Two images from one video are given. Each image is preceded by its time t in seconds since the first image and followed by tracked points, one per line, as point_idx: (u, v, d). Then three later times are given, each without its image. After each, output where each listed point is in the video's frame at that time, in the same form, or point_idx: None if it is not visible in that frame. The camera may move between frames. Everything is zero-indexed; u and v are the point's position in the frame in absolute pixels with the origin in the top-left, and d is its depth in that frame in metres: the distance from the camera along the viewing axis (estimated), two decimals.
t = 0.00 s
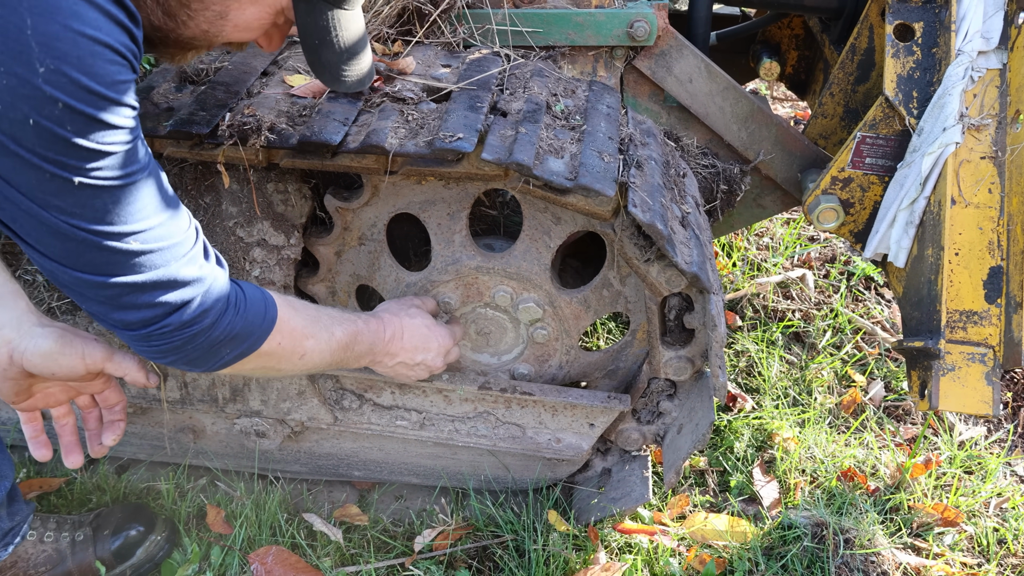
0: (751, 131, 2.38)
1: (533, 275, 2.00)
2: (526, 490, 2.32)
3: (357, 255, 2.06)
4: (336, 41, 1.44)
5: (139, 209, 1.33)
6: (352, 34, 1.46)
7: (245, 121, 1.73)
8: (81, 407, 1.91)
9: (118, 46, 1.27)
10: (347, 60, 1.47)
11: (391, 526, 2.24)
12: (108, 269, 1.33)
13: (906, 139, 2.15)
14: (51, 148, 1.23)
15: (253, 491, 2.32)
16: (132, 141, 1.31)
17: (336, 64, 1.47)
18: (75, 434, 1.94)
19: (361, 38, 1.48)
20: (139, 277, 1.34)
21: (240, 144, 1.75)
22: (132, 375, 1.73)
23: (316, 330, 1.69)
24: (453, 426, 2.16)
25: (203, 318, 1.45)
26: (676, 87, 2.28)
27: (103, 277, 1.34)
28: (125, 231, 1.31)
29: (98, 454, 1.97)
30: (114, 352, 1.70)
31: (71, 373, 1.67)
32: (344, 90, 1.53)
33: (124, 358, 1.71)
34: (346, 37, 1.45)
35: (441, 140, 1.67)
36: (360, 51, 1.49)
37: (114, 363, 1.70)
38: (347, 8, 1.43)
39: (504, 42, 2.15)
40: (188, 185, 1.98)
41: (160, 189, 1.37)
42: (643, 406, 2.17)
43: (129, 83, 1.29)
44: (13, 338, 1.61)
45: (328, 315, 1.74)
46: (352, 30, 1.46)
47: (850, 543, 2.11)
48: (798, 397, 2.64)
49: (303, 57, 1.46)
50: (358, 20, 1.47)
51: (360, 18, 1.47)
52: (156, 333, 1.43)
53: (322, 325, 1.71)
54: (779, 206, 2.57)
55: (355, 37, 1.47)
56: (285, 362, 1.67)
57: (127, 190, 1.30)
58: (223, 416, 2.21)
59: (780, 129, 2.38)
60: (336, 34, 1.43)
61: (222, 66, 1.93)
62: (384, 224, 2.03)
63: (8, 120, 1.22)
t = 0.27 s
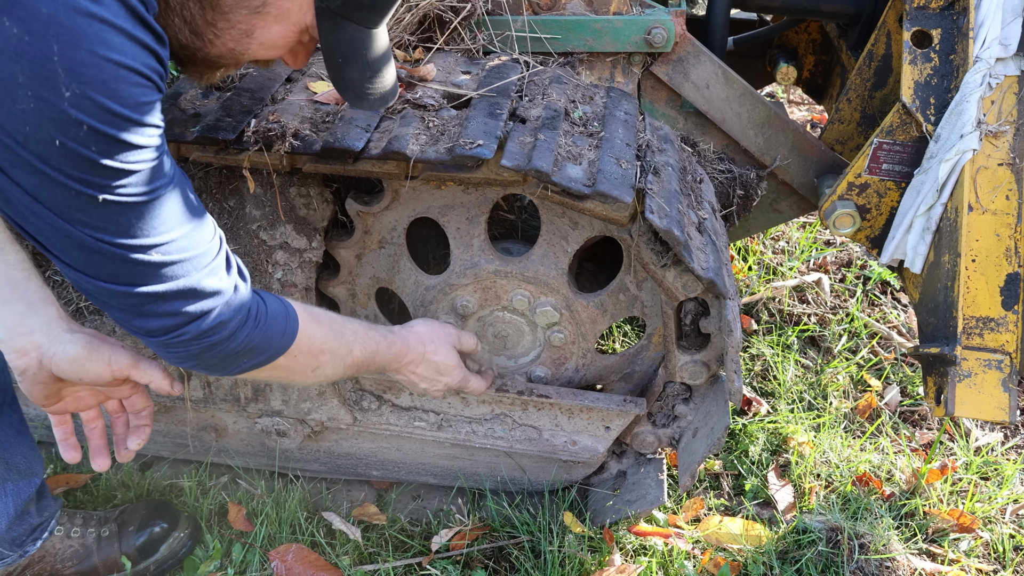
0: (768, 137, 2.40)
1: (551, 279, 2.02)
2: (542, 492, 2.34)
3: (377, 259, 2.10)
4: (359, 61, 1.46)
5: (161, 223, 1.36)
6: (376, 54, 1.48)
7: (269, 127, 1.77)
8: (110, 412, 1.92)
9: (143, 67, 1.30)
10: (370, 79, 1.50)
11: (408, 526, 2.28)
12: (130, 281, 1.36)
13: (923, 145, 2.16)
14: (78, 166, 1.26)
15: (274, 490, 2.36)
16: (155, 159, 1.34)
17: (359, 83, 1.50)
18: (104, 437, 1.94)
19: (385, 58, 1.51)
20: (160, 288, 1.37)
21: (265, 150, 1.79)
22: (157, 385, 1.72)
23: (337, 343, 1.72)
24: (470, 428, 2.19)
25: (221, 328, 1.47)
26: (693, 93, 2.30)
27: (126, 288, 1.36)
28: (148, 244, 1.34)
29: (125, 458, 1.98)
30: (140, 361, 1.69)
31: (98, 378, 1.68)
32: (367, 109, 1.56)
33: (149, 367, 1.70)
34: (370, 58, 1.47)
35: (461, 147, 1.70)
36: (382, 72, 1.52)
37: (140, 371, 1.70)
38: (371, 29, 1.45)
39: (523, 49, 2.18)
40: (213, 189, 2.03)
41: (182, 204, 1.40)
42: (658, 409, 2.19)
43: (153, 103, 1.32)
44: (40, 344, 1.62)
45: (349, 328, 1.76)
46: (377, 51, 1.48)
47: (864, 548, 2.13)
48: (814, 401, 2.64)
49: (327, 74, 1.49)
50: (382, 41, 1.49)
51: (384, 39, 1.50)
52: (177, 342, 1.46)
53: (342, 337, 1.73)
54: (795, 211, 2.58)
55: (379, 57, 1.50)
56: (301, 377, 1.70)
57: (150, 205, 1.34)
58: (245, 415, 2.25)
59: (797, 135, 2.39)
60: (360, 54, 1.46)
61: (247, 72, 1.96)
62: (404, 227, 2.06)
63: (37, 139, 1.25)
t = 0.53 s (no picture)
0: (778, 156, 2.46)
1: (565, 294, 2.09)
2: (555, 501, 2.41)
3: (398, 272, 2.18)
4: (388, 94, 1.55)
5: (196, 249, 1.42)
6: (405, 88, 1.57)
7: (298, 148, 1.85)
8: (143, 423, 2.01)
9: (185, 106, 1.35)
10: (399, 110, 1.59)
11: (425, 532, 2.34)
12: (167, 303, 1.43)
13: (929, 165, 2.21)
14: (121, 199, 1.32)
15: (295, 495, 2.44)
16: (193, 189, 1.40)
17: (389, 114, 1.59)
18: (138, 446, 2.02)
19: (413, 90, 1.60)
20: (195, 309, 1.44)
21: (293, 169, 1.88)
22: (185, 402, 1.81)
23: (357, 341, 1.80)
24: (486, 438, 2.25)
25: (250, 346, 1.54)
26: (705, 113, 2.37)
27: (162, 310, 1.43)
28: (183, 270, 1.40)
29: (155, 467, 2.07)
30: (172, 379, 1.78)
31: (131, 391, 1.76)
32: (397, 135, 1.66)
33: (180, 386, 1.79)
34: (398, 91, 1.55)
35: (480, 167, 1.78)
36: (411, 103, 1.61)
37: (170, 388, 1.79)
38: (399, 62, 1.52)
39: (540, 70, 2.26)
40: (242, 204, 2.12)
41: (215, 230, 1.46)
42: (669, 421, 2.25)
43: (194, 139, 1.37)
44: (80, 357, 1.69)
45: (366, 329, 1.84)
46: (405, 83, 1.56)
47: (870, 560, 2.17)
48: (823, 414, 2.69)
49: (358, 103, 1.58)
50: (411, 74, 1.57)
51: (412, 71, 1.57)
52: (208, 357, 1.52)
53: (360, 338, 1.81)
54: (805, 228, 2.64)
55: (408, 90, 1.58)
56: (328, 380, 1.77)
57: (188, 233, 1.40)
58: (269, 423, 2.33)
59: (806, 154, 2.45)
60: (388, 87, 1.54)
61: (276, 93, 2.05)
62: (424, 243, 2.14)
63: (84, 174, 1.31)
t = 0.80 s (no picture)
0: (774, 205, 2.60)
1: (567, 333, 2.23)
2: (557, 529, 2.52)
3: (412, 309, 2.33)
4: (402, 152, 1.74)
5: (227, 290, 1.57)
6: (417, 145, 1.76)
7: (321, 196, 2.03)
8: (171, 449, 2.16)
9: (217, 169, 1.48)
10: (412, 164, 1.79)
11: (432, 556, 2.47)
12: (201, 339, 1.58)
13: (914, 217, 2.35)
14: (157, 253, 1.47)
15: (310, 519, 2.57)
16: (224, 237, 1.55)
17: (403, 168, 1.79)
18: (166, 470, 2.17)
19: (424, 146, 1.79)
20: (226, 344, 1.59)
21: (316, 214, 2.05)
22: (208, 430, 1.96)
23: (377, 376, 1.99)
24: (491, 467, 2.38)
25: (276, 374, 1.70)
26: (705, 164, 2.52)
27: (196, 344, 1.59)
28: (216, 310, 1.55)
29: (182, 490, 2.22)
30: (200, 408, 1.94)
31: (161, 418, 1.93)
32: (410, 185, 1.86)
33: (206, 415, 1.95)
34: (411, 149, 1.75)
35: (487, 216, 1.93)
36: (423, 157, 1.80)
37: (197, 417, 1.94)
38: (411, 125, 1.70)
39: (548, 122, 2.43)
40: (269, 244, 2.26)
41: (243, 273, 1.61)
42: (666, 455, 2.35)
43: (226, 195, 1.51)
44: (118, 385, 1.87)
45: (385, 365, 2.03)
46: (417, 141, 1.76)
47: None
48: (819, 452, 2.79)
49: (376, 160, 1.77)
50: (422, 133, 1.76)
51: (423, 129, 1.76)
52: (240, 385, 1.68)
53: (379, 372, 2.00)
54: (801, 273, 2.76)
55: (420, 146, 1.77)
56: (353, 410, 1.96)
57: (219, 277, 1.55)
58: (288, 449, 2.47)
59: (800, 204, 2.59)
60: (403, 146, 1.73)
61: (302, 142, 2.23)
62: (437, 282, 2.29)
63: (127, 233, 1.45)
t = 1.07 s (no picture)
0: (755, 280, 2.80)
1: (554, 393, 2.42)
2: None
3: (415, 366, 2.54)
4: (405, 220, 1.94)
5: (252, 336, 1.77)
6: (419, 212, 1.96)
7: (333, 261, 2.27)
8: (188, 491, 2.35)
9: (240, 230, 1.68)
10: (416, 230, 1.98)
11: None
12: (229, 381, 1.78)
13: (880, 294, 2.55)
14: (188, 302, 1.67)
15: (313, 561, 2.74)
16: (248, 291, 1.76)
17: (408, 233, 1.98)
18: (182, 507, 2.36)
19: (426, 213, 1.99)
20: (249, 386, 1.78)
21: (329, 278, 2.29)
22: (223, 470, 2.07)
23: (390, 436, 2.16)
24: (482, 517, 2.55)
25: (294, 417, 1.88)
26: (691, 241, 2.73)
27: (225, 386, 1.78)
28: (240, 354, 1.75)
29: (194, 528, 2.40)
30: (216, 450, 2.08)
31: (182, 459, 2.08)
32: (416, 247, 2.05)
33: (221, 457, 2.08)
34: (413, 217, 1.95)
35: (481, 283, 2.16)
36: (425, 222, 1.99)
37: (214, 459, 2.07)
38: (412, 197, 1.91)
39: (546, 199, 2.68)
40: (287, 302, 2.49)
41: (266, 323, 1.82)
42: (647, 511, 2.51)
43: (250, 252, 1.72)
44: (145, 427, 2.05)
45: (399, 426, 2.22)
46: (419, 210, 1.95)
47: None
48: (799, 516, 2.92)
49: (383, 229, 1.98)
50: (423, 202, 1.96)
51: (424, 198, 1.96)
52: (263, 428, 1.86)
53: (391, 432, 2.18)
54: (783, 344, 2.93)
55: (422, 213, 1.97)
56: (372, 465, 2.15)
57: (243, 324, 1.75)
58: (295, 494, 2.66)
59: (779, 279, 2.79)
60: (405, 214, 1.93)
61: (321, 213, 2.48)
62: (439, 342, 2.50)
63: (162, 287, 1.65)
